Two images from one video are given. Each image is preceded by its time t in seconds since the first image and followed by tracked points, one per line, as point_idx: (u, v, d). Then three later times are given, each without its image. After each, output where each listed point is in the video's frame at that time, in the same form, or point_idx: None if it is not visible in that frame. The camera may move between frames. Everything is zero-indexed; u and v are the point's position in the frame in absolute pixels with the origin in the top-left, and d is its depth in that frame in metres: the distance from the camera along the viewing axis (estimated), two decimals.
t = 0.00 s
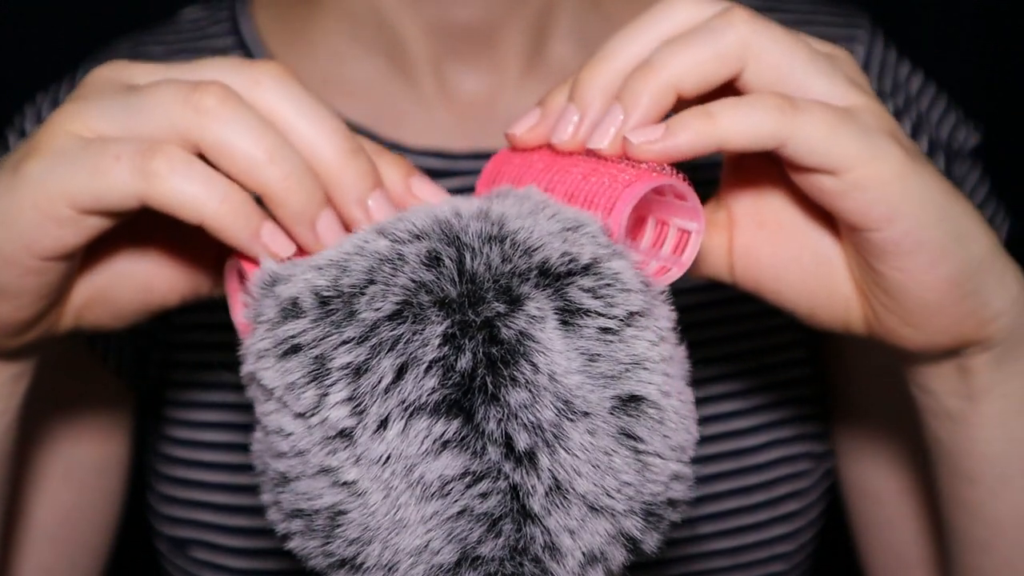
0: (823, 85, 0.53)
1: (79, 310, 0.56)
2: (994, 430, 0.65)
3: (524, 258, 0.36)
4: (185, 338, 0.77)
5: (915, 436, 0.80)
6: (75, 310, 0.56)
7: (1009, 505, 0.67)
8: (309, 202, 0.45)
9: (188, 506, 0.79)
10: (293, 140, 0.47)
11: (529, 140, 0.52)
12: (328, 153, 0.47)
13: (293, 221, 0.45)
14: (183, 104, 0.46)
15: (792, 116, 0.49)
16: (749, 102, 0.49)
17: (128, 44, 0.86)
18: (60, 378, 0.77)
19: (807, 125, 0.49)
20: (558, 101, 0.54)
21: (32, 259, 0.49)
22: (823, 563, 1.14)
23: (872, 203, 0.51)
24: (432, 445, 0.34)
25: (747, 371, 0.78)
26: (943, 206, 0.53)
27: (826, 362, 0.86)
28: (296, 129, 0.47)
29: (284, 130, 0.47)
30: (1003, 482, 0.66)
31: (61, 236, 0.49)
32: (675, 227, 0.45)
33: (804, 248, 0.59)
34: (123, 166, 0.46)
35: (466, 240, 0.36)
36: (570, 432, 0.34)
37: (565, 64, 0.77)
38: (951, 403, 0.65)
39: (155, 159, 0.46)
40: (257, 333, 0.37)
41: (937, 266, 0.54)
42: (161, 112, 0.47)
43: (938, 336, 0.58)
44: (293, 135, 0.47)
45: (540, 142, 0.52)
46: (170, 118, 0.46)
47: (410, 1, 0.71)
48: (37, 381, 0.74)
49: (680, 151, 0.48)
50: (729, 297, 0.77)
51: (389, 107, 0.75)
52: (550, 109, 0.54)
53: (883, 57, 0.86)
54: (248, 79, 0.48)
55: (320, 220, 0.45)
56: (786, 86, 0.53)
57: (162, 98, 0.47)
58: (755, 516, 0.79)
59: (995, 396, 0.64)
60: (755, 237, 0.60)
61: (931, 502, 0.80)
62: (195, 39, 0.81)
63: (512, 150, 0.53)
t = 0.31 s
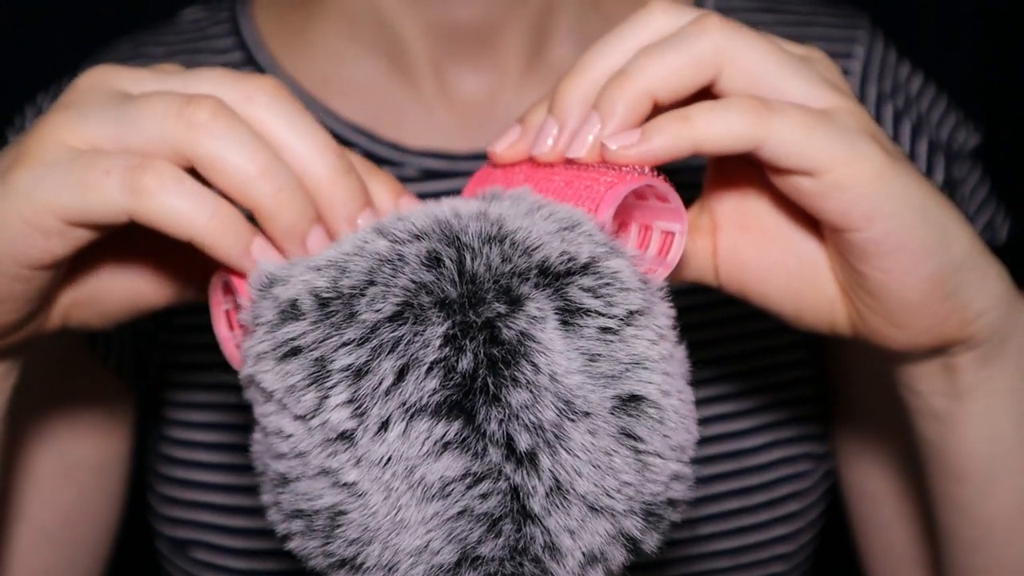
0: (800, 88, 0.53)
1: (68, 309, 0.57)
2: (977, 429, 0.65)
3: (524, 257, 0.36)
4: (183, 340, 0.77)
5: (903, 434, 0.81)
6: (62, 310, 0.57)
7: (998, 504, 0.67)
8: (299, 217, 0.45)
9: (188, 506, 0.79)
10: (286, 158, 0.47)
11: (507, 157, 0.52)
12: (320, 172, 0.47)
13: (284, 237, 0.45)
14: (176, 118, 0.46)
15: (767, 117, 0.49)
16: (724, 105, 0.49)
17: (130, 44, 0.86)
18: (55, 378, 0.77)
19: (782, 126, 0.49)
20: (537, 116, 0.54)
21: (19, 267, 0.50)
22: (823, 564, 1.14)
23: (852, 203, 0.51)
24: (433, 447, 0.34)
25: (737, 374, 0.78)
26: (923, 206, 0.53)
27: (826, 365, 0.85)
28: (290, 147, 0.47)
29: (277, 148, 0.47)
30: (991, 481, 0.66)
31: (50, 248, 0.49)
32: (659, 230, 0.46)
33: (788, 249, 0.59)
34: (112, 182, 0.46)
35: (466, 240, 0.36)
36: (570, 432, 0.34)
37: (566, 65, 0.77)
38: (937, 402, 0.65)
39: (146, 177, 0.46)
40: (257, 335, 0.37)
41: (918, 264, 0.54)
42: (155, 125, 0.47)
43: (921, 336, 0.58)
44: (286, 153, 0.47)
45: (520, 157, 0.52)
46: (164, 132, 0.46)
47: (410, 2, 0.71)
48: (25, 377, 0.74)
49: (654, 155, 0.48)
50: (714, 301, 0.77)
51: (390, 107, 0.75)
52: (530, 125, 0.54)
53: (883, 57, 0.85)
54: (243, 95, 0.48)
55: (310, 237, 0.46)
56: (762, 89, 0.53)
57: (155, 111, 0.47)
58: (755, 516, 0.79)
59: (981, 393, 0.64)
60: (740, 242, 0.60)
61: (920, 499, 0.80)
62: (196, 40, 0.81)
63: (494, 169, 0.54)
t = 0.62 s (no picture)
0: (791, 93, 0.53)
1: (46, 311, 0.57)
2: (974, 424, 0.65)
3: (525, 258, 0.36)
4: (180, 340, 0.77)
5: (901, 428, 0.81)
6: (41, 309, 0.57)
7: (998, 499, 0.67)
8: (278, 219, 0.45)
9: (188, 507, 0.79)
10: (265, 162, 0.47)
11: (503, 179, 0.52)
12: (298, 177, 0.47)
13: (262, 239, 0.45)
14: (153, 119, 0.46)
15: (761, 126, 0.49)
16: (716, 116, 0.49)
17: (129, 44, 0.86)
18: (60, 375, 0.77)
19: (775, 133, 0.49)
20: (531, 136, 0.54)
21: None
22: (823, 565, 1.14)
23: (847, 203, 0.52)
24: (434, 448, 0.34)
25: (740, 374, 0.78)
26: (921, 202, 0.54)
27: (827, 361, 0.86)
28: (268, 149, 0.47)
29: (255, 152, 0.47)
30: (990, 476, 0.67)
31: (19, 251, 0.49)
32: (658, 244, 0.48)
33: (787, 248, 0.59)
34: (83, 188, 0.46)
35: (468, 240, 0.36)
36: (571, 433, 0.34)
37: (566, 65, 0.78)
38: (936, 396, 0.65)
39: (116, 183, 0.46)
40: (255, 337, 0.37)
41: (914, 262, 0.54)
42: (131, 127, 0.47)
43: (923, 332, 0.58)
44: (265, 156, 0.47)
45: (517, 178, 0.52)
46: (140, 133, 0.47)
47: (410, 3, 0.71)
48: (20, 364, 0.74)
49: (649, 172, 0.48)
50: (712, 302, 0.77)
51: (390, 107, 0.75)
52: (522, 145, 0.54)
53: (884, 57, 0.86)
54: (222, 98, 0.48)
55: (290, 237, 0.45)
56: (754, 98, 0.53)
57: (131, 112, 0.47)
58: (755, 517, 0.79)
59: (979, 386, 0.64)
60: (739, 244, 0.60)
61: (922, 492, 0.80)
62: (196, 41, 0.82)
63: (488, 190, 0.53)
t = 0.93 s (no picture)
0: (823, 104, 0.51)
1: (23, 310, 0.57)
2: (1006, 415, 0.65)
3: (531, 261, 0.36)
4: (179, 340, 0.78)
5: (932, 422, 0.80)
6: (17, 312, 0.57)
7: None
8: (249, 207, 0.45)
9: (190, 507, 0.79)
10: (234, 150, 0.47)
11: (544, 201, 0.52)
12: (269, 164, 0.47)
13: (235, 230, 0.44)
14: (119, 113, 0.46)
15: (793, 149, 0.48)
16: (750, 138, 0.49)
17: (130, 44, 0.86)
18: (62, 375, 0.78)
19: (810, 156, 0.48)
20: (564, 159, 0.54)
21: None
22: (823, 566, 1.14)
23: (889, 219, 0.51)
24: (436, 450, 0.34)
25: (761, 371, 0.79)
26: (954, 201, 0.53)
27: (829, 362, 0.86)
28: (237, 140, 0.47)
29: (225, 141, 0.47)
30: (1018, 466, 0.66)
31: None
32: (691, 270, 0.44)
33: (824, 248, 0.59)
34: (51, 193, 0.47)
35: (472, 242, 0.36)
36: (572, 437, 0.35)
37: (567, 66, 0.78)
38: (967, 386, 0.66)
39: (84, 187, 0.46)
40: (257, 332, 0.37)
41: (954, 269, 0.54)
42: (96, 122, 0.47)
43: (961, 327, 0.59)
44: (235, 148, 0.47)
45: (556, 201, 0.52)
46: (107, 129, 0.47)
47: (409, 4, 0.71)
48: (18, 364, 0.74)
49: (683, 201, 0.47)
50: (741, 299, 0.78)
51: (390, 107, 0.76)
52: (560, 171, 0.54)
53: (884, 58, 0.86)
54: (189, 87, 0.48)
55: (263, 224, 0.44)
56: (789, 117, 0.51)
57: (96, 105, 0.47)
58: (755, 518, 0.79)
59: (1013, 375, 0.64)
60: (767, 250, 0.60)
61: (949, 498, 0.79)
62: (196, 41, 0.82)
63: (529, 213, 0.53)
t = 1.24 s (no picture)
0: (865, 118, 0.51)
1: (28, 313, 0.58)
2: None
3: (541, 265, 0.36)
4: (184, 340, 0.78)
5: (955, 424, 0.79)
6: (23, 313, 0.58)
7: None
8: (244, 182, 0.44)
9: (191, 508, 0.79)
10: (228, 128, 0.48)
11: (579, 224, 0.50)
12: (265, 138, 0.47)
13: (232, 206, 0.44)
14: (108, 99, 0.47)
15: (838, 171, 0.49)
16: (793, 162, 0.49)
17: (130, 44, 0.87)
18: (65, 376, 0.78)
19: (853, 176, 0.49)
20: (600, 177, 0.53)
21: None
22: (823, 566, 1.14)
23: (934, 233, 0.52)
24: (438, 452, 0.34)
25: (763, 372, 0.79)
26: (968, 202, 0.52)
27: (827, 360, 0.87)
28: (231, 119, 0.48)
29: (218, 119, 0.48)
30: None
31: None
32: (731, 293, 0.43)
33: (856, 251, 0.60)
34: (52, 185, 0.48)
35: (480, 242, 0.36)
36: (573, 445, 0.35)
37: (567, 66, 0.77)
38: (996, 382, 0.65)
39: (83, 181, 0.47)
40: (265, 318, 0.37)
41: (995, 278, 0.56)
42: (86, 110, 0.47)
43: (997, 328, 0.59)
44: (229, 127, 0.48)
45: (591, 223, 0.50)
46: (98, 117, 0.47)
47: (409, 5, 0.71)
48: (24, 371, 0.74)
49: (730, 227, 0.47)
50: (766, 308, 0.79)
51: (390, 108, 0.76)
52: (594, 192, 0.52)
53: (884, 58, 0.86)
54: (178, 68, 0.48)
55: (261, 199, 0.44)
56: (830, 131, 0.51)
57: (86, 93, 0.47)
58: (755, 518, 0.79)
59: None
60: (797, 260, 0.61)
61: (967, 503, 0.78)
62: (196, 41, 0.82)
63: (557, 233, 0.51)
